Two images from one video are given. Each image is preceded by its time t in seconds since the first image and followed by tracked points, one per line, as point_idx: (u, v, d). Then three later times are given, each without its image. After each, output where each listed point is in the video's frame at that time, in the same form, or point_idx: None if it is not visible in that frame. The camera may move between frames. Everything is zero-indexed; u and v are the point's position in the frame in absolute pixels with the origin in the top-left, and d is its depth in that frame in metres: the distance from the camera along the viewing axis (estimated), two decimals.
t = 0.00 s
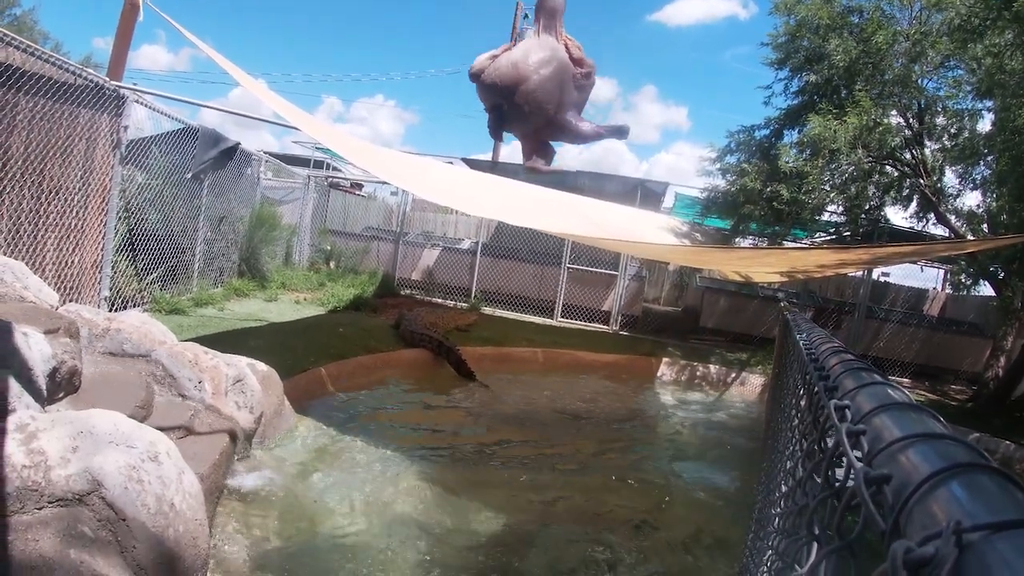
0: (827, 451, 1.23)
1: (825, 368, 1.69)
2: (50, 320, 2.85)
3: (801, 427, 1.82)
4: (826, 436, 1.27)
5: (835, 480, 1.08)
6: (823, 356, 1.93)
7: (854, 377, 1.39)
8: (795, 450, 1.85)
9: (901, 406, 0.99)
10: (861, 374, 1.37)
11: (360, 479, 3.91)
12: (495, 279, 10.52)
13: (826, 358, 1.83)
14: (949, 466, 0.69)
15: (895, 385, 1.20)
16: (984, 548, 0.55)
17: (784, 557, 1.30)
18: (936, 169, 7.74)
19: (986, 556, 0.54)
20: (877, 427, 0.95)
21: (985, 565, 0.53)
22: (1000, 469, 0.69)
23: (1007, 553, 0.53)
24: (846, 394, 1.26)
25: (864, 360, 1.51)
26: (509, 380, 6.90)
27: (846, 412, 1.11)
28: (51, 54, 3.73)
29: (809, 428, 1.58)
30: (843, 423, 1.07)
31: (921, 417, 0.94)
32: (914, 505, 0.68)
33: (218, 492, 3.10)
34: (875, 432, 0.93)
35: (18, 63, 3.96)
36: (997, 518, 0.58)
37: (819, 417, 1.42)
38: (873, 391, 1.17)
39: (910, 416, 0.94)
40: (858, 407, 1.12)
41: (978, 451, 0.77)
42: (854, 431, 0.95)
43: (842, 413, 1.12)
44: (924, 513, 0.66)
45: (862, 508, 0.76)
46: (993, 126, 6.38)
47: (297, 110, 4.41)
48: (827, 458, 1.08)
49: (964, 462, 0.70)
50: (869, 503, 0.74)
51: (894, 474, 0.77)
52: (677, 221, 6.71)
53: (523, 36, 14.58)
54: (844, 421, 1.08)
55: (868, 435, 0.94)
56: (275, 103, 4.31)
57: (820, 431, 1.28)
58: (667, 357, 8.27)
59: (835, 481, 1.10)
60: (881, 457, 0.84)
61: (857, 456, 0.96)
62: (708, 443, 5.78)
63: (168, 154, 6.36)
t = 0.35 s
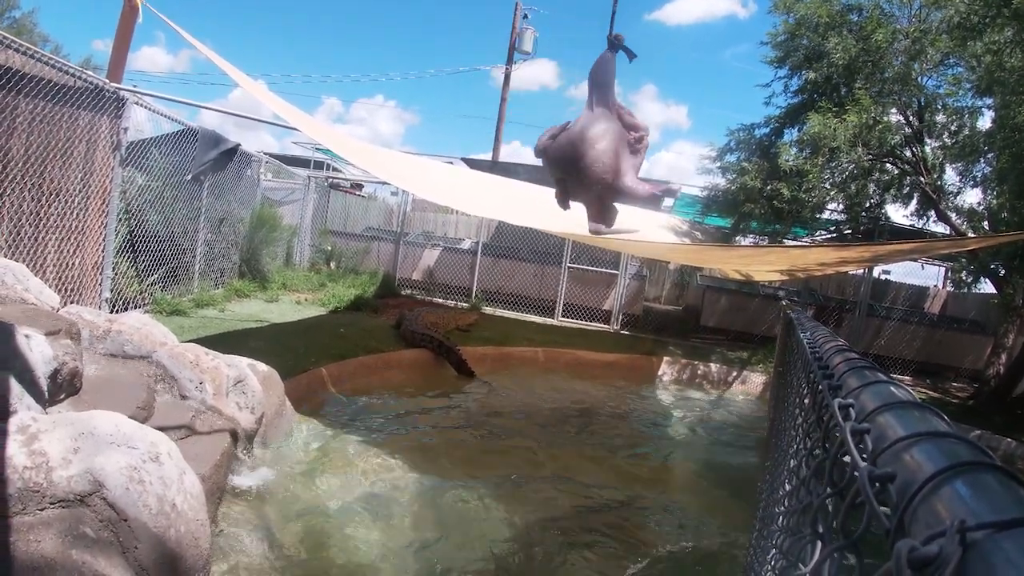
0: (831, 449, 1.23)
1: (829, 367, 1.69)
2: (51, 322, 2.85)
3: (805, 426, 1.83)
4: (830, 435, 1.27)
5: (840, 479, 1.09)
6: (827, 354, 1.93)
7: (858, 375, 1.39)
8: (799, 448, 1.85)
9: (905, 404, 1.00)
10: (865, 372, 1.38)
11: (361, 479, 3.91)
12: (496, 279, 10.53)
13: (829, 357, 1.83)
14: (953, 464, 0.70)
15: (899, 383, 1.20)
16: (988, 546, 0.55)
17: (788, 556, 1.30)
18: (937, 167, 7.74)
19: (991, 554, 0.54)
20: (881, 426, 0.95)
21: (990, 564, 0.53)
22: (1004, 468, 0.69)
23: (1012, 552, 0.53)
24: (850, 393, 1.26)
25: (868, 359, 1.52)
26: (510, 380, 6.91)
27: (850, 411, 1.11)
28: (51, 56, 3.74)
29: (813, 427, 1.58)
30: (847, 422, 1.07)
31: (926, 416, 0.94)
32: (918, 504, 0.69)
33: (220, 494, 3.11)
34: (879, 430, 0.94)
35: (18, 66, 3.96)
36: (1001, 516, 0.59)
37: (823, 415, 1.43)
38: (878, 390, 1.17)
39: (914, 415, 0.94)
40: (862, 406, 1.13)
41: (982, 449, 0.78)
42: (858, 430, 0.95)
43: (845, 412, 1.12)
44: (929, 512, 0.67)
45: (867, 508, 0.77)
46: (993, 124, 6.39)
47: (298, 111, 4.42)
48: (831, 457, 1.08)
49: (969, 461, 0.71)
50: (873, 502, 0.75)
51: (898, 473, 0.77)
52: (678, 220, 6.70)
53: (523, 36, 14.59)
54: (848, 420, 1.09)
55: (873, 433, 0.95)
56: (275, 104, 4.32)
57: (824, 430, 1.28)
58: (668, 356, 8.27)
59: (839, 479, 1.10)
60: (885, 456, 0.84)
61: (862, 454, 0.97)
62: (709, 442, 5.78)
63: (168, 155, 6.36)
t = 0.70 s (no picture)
0: (831, 449, 1.23)
1: (828, 367, 1.69)
2: (51, 322, 2.85)
3: (804, 426, 1.82)
4: (829, 435, 1.27)
5: (839, 479, 1.08)
6: (826, 354, 1.93)
7: (857, 375, 1.39)
8: (798, 447, 1.85)
9: (904, 404, 1.00)
10: (864, 372, 1.38)
11: (361, 479, 3.91)
12: (496, 279, 10.53)
13: (829, 357, 1.83)
14: (951, 464, 0.69)
15: (898, 383, 1.20)
16: (988, 546, 0.55)
17: (787, 556, 1.30)
18: (937, 166, 7.72)
19: (989, 554, 0.54)
20: (880, 426, 0.95)
21: (989, 564, 0.53)
22: (1003, 468, 0.69)
23: (1012, 552, 0.53)
24: (849, 392, 1.26)
25: (868, 358, 1.51)
26: (511, 379, 6.92)
27: (849, 411, 1.11)
28: (51, 56, 3.73)
29: (812, 427, 1.58)
30: (847, 423, 1.06)
31: (926, 416, 0.93)
32: (918, 503, 0.68)
33: (220, 494, 3.10)
34: (879, 430, 0.93)
35: (18, 65, 3.96)
36: (1000, 516, 0.58)
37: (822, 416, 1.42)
38: (877, 390, 1.17)
39: (913, 415, 0.94)
40: (861, 405, 1.12)
41: (981, 448, 0.77)
42: (857, 429, 0.95)
43: (845, 411, 1.12)
44: (928, 511, 0.66)
45: (866, 507, 0.77)
46: (993, 124, 6.39)
47: (297, 110, 4.41)
48: (830, 457, 1.08)
49: (968, 461, 0.71)
50: (872, 502, 0.74)
51: (898, 473, 0.77)
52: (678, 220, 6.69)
53: (523, 36, 14.59)
54: (847, 420, 1.08)
55: (872, 433, 0.94)
56: (276, 104, 4.32)
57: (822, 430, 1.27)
58: (669, 356, 8.27)
59: (838, 481, 1.10)
60: (884, 456, 0.84)
61: (862, 454, 0.96)
62: (709, 442, 5.78)
63: (168, 155, 6.36)
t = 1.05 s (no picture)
0: (830, 449, 1.23)
1: (828, 367, 1.69)
2: (53, 321, 2.86)
3: (804, 426, 1.82)
4: (828, 435, 1.27)
5: (839, 479, 1.08)
6: (826, 354, 1.93)
7: (857, 375, 1.39)
8: (798, 448, 1.84)
9: (904, 404, 0.99)
10: (864, 372, 1.37)
11: (361, 478, 3.91)
12: (497, 278, 10.53)
13: (828, 357, 1.83)
14: (951, 464, 0.69)
15: (898, 383, 1.20)
16: (987, 546, 0.55)
17: (786, 556, 1.30)
18: (938, 167, 7.70)
19: (989, 554, 0.54)
20: (880, 425, 0.94)
21: (988, 564, 0.53)
22: (1002, 468, 0.69)
23: (1010, 552, 0.53)
24: (849, 392, 1.26)
25: (868, 358, 1.51)
26: (511, 379, 6.92)
27: (849, 411, 1.10)
28: (53, 55, 3.74)
29: (812, 427, 1.57)
30: (846, 423, 1.06)
31: (925, 416, 0.93)
32: (917, 503, 0.68)
33: (220, 493, 3.10)
34: (878, 430, 0.93)
35: (19, 64, 3.97)
36: (1000, 516, 0.58)
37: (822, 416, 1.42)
38: (877, 389, 1.17)
39: (913, 415, 0.94)
40: (861, 405, 1.12)
41: (980, 448, 0.77)
42: (857, 430, 0.95)
43: (844, 411, 1.11)
44: (928, 511, 0.66)
45: (865, 507, 0.76)
46: (994, 125, 6.39)
47: (298, 109, 4.41)
48: (830, 457, 1.08)
49: (968, 460, 0.70)
50: (872, 501, 0.74)
51: (898, 472, 0.77)
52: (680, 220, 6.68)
53: (525, 35, 14.58)
54: (847, 420, 1.08)
55: (871, 433, 0.94)
56: (277, 103, 4.32)
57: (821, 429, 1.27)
58: (670, 356, 8.26)
59: (838, 481, 1.10)
60: (883, 456, 0.84)
61: (861, 453, 0.96)
62: (710, 442, 5.77)
63: (170, 154, 6.37)
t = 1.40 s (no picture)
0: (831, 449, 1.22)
1: (829, 367, 1.68)
2: (53, 321, 2.86)
3: (805, 426, 1.82)
4: (829, 435, 1.27)
5: (839, 479, 1.08)
6: (827, 354, 1.93)
7: (858, 375, 1.38)
8: (799, 448, 1.84)
9: (904, 404, 0.99)
10: (865, 372, 1.37)
11: (361, 478, 3.90)
12: (498, 278, 10.52)
13: (829, 357, 1.83)
14: (952, 464, 0.69)
15: (899, 383, 1.20)
16: (988, 546, 0.55)
17: (787, 556, 1.29)
18: (939, 167, 7.70)
19: (989, 554, 0.54)
20: (880, 426, 0.94)
21: (988, 565, 0.53)
22: (1003, 468, 0.69)
23: (1011, 553, 0.53)
24: (850, 393, 1.26)
25: (868, 358, 1.51)
26: (512, 379, 6.91)
27: (849, 411, 1.10)
28: (53, 55, 3.74)
29: (813, 427, 1.57)
30: (846, 423, 1.06)
31: (925, 416, 0.93)
32: (918, 503, 0.68)
33: (221, 493, 3.10)
34: (879, 430, 0.93)
35: (20, 64, 3.97)
36: (1000, 516, 0.58)
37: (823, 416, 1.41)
38: (877, 390, 1.17)
39: (913, 415, 0.94)
40: (862, 406, 1.12)
41: (981, 448, 0.77)
42: (857, 430, 0.95)
43: (845, 412, 1.11)
44: (928, 511, 0.66)
45: (866, 506, 0.76)
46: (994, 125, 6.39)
47: (299, 109, 4.41)
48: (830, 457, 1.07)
49: (969, 460, 0.70)
50: (872, 501, 0.74)
51: (898, 473, 0.77)
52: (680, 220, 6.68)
53: (525, 36, 14.57)
54: (847, 420, 1.08)
55: (872, 433, 0.94)
56: (278, 103, 4.32)
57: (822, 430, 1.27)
58: (670, 356, 8.26)
59: (838, 481, 1.09)
60: (884, 456, 0.84)
61: (861, 453, 0.96)
62: (711, 442, 5.77)
63: (170, 154, 6.37)
